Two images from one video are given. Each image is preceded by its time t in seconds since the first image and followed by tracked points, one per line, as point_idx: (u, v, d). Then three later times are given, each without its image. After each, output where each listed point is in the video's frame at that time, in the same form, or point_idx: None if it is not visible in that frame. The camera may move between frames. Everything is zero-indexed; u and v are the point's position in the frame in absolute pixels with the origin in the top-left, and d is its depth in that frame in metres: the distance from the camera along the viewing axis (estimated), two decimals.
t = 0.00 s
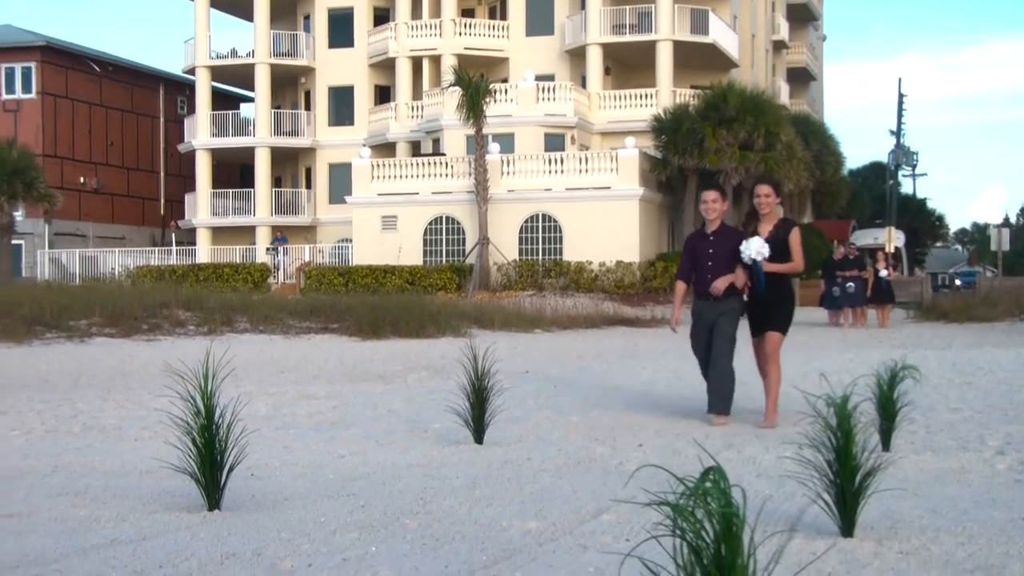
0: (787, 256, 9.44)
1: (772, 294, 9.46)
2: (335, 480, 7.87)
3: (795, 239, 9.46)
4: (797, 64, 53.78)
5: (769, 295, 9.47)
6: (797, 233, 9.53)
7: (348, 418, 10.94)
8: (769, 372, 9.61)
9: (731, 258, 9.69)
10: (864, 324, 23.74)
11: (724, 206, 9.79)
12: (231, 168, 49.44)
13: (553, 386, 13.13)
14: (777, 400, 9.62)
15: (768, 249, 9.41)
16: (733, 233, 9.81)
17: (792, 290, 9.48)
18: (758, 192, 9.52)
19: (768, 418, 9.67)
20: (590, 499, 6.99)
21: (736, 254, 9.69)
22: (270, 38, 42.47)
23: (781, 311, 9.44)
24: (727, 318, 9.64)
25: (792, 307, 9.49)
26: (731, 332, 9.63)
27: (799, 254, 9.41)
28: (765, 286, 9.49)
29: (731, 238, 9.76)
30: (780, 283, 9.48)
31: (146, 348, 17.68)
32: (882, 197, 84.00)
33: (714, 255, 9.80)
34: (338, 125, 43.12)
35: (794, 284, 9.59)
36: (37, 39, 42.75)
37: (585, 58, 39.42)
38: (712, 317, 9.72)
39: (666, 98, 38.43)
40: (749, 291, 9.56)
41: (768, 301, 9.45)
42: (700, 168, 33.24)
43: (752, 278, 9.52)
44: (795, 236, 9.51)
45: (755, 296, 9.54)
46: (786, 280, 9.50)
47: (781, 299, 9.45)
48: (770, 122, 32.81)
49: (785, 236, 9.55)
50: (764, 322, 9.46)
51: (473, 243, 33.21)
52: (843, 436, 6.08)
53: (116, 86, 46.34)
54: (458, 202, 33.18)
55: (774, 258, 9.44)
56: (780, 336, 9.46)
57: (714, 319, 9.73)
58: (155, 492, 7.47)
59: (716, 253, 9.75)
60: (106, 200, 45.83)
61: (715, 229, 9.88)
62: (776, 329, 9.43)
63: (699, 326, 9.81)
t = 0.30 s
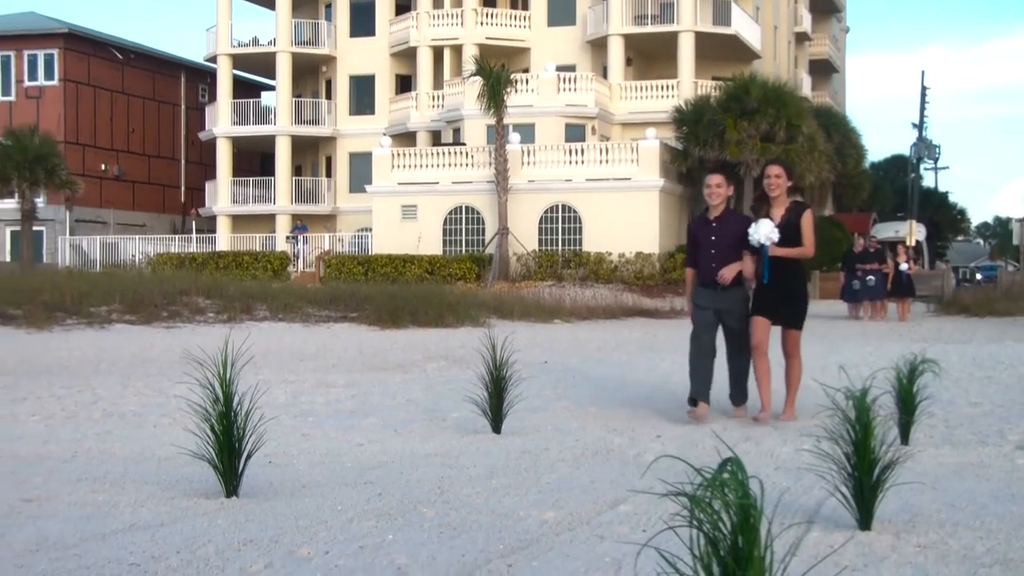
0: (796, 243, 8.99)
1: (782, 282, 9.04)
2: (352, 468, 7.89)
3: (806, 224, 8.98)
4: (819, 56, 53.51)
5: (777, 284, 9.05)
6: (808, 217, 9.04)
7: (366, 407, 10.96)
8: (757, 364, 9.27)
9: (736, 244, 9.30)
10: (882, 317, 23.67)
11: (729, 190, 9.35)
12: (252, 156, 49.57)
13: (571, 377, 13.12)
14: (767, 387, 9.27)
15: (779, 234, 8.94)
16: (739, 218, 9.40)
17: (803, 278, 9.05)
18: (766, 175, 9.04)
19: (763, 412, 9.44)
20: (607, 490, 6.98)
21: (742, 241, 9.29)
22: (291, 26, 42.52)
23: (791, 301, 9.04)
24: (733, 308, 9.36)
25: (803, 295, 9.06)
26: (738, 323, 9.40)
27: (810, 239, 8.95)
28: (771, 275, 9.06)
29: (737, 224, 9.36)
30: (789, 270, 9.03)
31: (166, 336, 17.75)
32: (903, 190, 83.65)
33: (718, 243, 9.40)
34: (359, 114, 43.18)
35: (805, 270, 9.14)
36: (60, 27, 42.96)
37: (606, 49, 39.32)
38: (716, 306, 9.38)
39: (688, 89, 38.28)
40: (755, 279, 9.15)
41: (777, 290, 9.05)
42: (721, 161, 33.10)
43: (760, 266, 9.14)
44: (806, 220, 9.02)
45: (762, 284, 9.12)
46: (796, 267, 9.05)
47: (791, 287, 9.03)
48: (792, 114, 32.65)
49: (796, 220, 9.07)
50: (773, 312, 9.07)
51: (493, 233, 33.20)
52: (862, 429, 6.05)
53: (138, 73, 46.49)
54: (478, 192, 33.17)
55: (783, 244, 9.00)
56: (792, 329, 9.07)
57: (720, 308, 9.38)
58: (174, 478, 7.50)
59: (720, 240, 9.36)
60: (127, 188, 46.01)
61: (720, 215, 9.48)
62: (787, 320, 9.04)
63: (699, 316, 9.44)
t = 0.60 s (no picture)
0: (789, 236, 8.79)
1: (776, 276, 8.83)
2: (358, 460, 7.89)
3: (799, 216, 8.80)
4: (831, 54, 53.39)
5: (772, 278, 8.83)
6: (800, 209, 8.86)
7: (373, 399, 10.98)
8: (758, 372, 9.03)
9: (727, 239, 9.05)
10: (891, 317, 23.48)
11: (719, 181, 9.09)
12: (262, 147, 49.62)
13: (579, 372, 13.11)
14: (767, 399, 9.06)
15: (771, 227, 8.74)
16: (729, 211, 9.15)
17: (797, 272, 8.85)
18: (756, 165, 8.82)
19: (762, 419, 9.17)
20: (613, 485, 6.98)
21: (733, 234, 9.04)
22: (303, 18, 42.52)
23: (784, 295, 8.82)
24: (724, 306, 9.05)
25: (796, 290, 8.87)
26: (725, 322, 9.08)
27: (803, 232, 8.77)
28: (765, 269, 8.85)
29: (727, 217, 9.11)
30: (782, 264, 8.83)
31: (174, 325, 17.79)
32: (913, 189, 83.62)
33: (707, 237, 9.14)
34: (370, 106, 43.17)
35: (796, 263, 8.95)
36: (72, 15, 43.02)
37: (618, 44, 39.25)
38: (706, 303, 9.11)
39: (699, 85, 38.19)
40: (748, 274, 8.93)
41: (770, 285, 8.83)
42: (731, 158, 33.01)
43: (752, 261, 8.92)
44: (799, 212, 8.83)
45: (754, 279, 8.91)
46: (789, 260, 8.85)
47: (785, 282, 8.82)
48: (803, 112, 32.62)
49: (788, 212, 8.88)
50: (767, 309, 8.86)
51: (502, 228, 33.20)
52: (868, 427, 6.05)
53: (149, 63, 46.55)
54: (488, 185, 33.18)
55: (776, 237, 8.79)
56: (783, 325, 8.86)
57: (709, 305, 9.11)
58: (179, 468, 7.52)
59: (711, 234, 9.10)
60: (137, 177, 46.08)
61: (708, 208, 9.21)
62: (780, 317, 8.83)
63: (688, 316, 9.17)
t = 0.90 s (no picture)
0: (775, 232, 8.45)
1: (761, 272, 8.51)
2: (361, 455, 7.91)
3: (784, 211, 8.44)
4: (829, 44, 53.35)
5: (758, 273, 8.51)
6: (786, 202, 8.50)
7: (375, 394, 10.99)
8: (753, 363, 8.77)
9: (713, 234, 8.67)
10: (892, 306, 23.48)
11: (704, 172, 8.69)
12: (262, 143, 49.62)
13: (580, 365, 13.12)
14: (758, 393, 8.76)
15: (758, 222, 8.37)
16: (715, 203, 8.76)
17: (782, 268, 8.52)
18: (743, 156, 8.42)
19: (746, 419, 8.75)
20: (615, 478, 6.98)
21: (719, 228, 8.67)
22: (301, 14, 42.49)
23: (769, 291, 8.48)
24: (709, 301, 8.65)
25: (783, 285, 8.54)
26: (709, 319, 8.67)
27: (789, 227, 8.42)
28: (750, 264, 8.52)
29: (713, 209, 8.72)
30: (770, 260, 8.50)
31: (175, 323, 17.81)
32: (912, 178, 83.63)
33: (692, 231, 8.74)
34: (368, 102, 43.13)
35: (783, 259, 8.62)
36: (69, 13, 42.99)
37: (616, 36, 39.21)
38: (691, 301, 8.71)
39: (698, 77, 38.16)
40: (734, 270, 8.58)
41: (756, 281, 8.52)
42: (731, 149, 32.85)
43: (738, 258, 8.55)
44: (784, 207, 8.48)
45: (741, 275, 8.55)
46: (777, 256, 8.53)
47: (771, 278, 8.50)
48: (802, 102, 32.70)
49: (773, 205, 8.54)
50: (753, 307, 8.54)
51: (502, 221, 33.20)
52: (869, 418, 6.06)
53: (147, 61, 46.51)
54: (487, 179, 33.16)
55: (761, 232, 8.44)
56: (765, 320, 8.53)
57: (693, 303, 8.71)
58: (182, 466, 7.52)
59: (697, 227, 8.70)
60: (136, 175, 46.08)
61: (692, 199, 8.81)
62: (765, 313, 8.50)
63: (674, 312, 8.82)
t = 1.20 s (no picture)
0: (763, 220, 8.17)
1: (747, 266, 8.14)
2: (365, 453, 7.92)
3: (773, 199, 8.16)
4: (834, 43, 53.32)
5: (744, 265, 8.14)
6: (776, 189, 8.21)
7: (379, 393, 10.99)
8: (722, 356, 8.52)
9: (694, 223, 8.48)
10: (898, 305, 23.28)
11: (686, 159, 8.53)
12: (266, 141, 49.65)
13: (585, 363, 13.12)
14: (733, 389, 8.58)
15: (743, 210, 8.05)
16: (698, 191, 8.56)
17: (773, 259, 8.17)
18: (729, 140, 8.20)
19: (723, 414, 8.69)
20: (619, 477, 6.98)
21: (701, 218, 8.47)
22: (305, 12, 42.51)
23: (758, 285, 8.12)
24: (694, 295, 8.52)
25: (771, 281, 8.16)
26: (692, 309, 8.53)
27: (778, 216, 8.12)
28: (737, 258, 8.16)
29: (695, 198, 8.53)
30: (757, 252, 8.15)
31: (180, 321, 17.83)
32: (918, 177, 83.60)
33: (672, 220, 8.57)
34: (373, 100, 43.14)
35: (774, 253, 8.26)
36: (75, 11, 43.05)
37: (621, 34, 39.20)
38: (671, 292, 8.55)
39: (702, 75, 38.15)
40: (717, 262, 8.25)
41: (742, 273, 8.14)
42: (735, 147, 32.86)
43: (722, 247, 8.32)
44: (774, 194, 8.18)
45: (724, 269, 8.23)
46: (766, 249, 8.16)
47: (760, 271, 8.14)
48: (806, 101, 32.64)
49: (762, 194, 8.23)
50: (744, 301, 8.16)
51: (507, 219, 33.19)
52: (874, 417, 6.06)
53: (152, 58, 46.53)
54: (491, 177, 33.15)
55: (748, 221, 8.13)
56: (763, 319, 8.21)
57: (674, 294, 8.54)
58: (187, 464, 7.53)
59: (676, 216, 8.53)
60: (141, 172, 46.11)
61: (675, 187, 8.62)
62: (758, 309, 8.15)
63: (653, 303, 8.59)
